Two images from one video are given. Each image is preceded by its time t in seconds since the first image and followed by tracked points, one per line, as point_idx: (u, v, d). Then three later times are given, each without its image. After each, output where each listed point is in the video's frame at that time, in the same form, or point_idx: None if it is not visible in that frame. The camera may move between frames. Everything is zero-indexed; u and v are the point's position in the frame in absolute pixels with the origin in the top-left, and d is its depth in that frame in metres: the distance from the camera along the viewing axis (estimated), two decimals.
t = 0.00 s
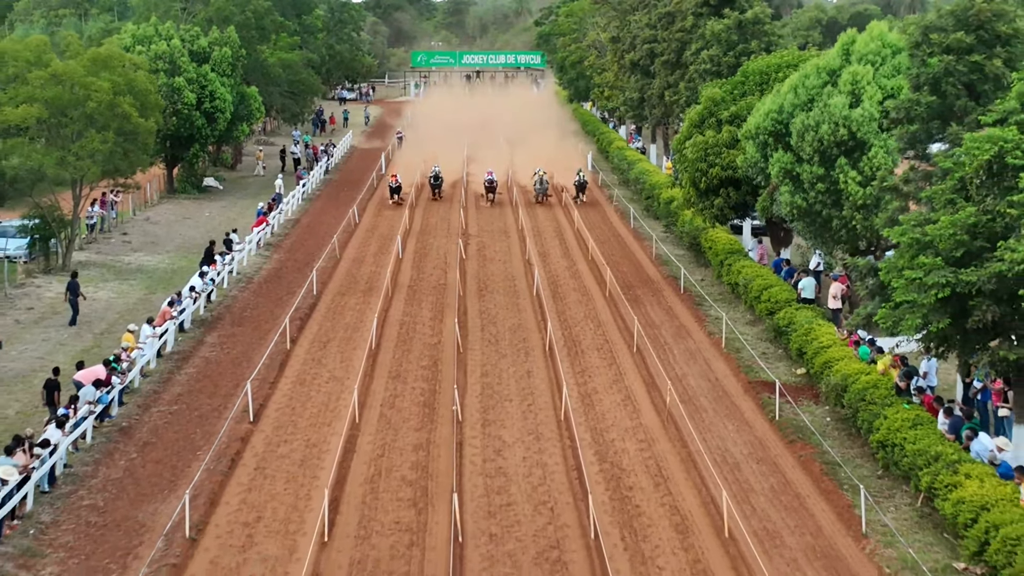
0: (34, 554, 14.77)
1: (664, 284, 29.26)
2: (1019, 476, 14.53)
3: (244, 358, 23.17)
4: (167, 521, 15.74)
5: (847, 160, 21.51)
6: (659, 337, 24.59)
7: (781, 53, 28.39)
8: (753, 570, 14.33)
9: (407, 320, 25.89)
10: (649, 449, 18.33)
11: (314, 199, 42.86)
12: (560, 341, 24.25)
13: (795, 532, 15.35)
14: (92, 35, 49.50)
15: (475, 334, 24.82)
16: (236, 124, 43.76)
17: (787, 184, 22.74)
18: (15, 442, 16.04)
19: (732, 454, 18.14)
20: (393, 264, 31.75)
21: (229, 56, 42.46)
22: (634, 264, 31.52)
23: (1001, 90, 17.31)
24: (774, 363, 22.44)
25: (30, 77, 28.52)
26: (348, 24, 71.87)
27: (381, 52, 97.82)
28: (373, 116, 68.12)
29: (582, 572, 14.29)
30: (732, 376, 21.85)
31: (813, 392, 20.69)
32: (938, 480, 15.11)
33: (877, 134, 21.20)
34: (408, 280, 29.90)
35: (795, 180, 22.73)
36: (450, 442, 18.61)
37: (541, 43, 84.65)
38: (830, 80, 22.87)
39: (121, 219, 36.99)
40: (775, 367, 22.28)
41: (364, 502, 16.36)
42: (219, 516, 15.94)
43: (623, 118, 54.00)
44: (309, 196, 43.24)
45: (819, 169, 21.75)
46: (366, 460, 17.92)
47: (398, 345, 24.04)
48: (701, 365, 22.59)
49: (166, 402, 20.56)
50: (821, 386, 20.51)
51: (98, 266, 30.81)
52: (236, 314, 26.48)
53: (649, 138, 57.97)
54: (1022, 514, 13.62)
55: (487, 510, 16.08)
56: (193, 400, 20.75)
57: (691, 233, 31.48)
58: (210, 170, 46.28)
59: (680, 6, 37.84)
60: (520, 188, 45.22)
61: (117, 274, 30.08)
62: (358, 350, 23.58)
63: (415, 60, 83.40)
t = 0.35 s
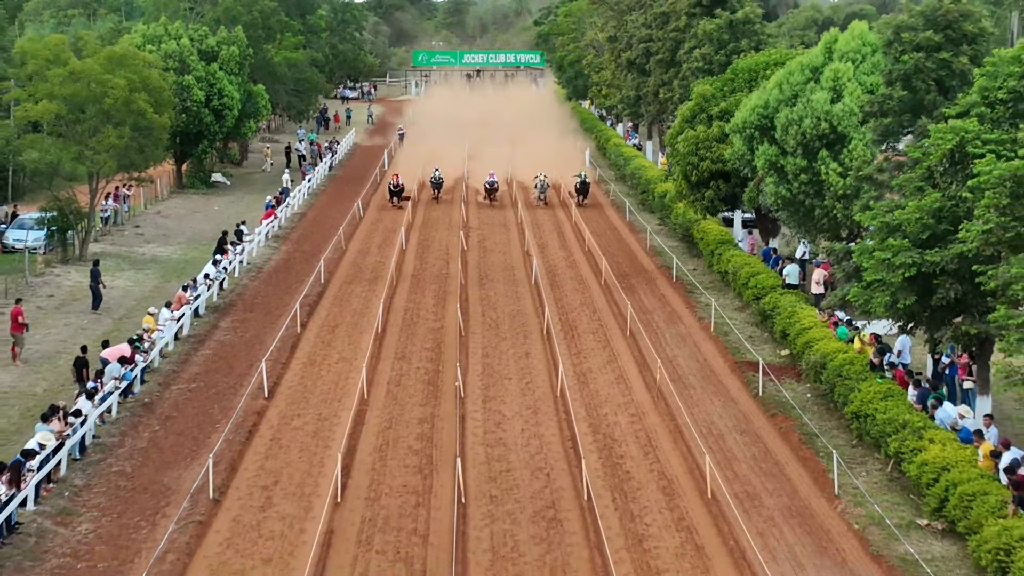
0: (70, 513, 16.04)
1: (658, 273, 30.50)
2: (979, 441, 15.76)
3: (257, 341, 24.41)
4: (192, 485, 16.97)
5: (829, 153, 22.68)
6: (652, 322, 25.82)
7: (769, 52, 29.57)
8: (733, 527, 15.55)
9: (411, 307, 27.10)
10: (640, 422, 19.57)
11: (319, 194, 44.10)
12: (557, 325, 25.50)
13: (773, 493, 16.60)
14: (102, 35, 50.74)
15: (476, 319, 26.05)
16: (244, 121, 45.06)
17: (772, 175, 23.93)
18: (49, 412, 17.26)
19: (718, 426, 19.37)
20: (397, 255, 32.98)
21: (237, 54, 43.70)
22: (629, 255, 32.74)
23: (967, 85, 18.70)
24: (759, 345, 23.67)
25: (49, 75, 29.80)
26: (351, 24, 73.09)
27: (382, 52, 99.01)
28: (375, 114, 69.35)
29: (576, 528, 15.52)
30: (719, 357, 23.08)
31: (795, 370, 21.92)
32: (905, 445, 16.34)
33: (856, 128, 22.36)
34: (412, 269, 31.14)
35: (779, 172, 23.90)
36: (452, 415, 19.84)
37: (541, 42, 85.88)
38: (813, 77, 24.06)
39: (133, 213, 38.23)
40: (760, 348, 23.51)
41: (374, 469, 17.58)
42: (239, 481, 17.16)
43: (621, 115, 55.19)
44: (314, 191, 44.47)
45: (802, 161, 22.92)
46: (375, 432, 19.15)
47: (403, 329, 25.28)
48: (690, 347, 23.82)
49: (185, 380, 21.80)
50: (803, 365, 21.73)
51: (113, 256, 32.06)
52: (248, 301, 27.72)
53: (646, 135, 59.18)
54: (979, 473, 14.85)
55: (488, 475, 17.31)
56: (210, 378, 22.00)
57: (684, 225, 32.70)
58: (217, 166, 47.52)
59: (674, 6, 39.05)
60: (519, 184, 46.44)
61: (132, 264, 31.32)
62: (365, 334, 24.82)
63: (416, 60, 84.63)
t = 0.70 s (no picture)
0: (98, 482, 17.16)
1: (652, 265, 31.64)
2: (946, 414, 16.88)
3: (268, 328, 25.54)
4: (212, 457, 18.10)
5: (814, 148, 23.74)
6: (645, 310, 26.95)
7: (760, 51, 30.63)
8: (717, 494, 16.67)
9: (415, 297, 28.23)
10: (632, 401, 20.72)
11: (323, 190, 45.22)
12: (555, 313, 26.63)
13: (756, 465, 17.73)
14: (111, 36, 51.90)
15: (478, 307, 27.19)
16: (251, 119, 46.32)
17: (760, 170, 25.00)
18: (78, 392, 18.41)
19: (706, 405, 20.50)
20: (400, 249, 34.12)
21: (244, 54, 44.82)
22: (624, 248, 33.87)
23: (939, 82, 19.98)
24: (747, 331, 24.82)
25: (65, 73, 31.01)
26: (353, 25, 74.25)
27: (383, 52, 100.18)
28: (377, 113, 70.47)
29: (571, 495, 16.64)
30: (709, 342, 24.21)
31: (780, 354, 23.05)
32: (879, 419, 17.47)
33: (840, 124, 23.40)
34: (415, 262, 32.27)
35: (767, 166, 24.97)
36: (455, 395, 20.96)
37: (540, 43, 87.06)
38: (799, 75, 25.13)
39: (144, 208, 39.36)
40: (748, 334, 24.65)
41: (381, 443, 18.70)
42: (255, 454, 18.27)
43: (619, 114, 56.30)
44: (318, 188, 45.61)
45: (788, 155, 23.97)
46: (382, 410, 20.27)
47: (408, 317, 26.39)
48: (682, 334, 24.94)
49: (201, 363, 22.92)
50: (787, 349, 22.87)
51: (127, 249, 33.18)
52: (258, 291, 28.85)
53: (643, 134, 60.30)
54: (946, 443, 15.96)
55: (489, 449, 18.44)
56: (224, 362, 23.12)
57: (678, 219, 33.83)
58: (224, 163, 48.63)
59: (669, 7, 40.20)
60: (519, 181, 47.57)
61: (145, 257, 32.47)
62: (371, 321, 25.95)
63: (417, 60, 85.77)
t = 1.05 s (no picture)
0: (123, 455, 18.28)
1: (647, 258, 32.76)
2: (918, 391, 18.00)
3: (278, 316, 26.66)
4: (228, 433, 19.24)
5: (800, 143, 24.80)
6: (639, 300, 28.08)
7: (750, 51, 31.76)
8: (703, 465, 17.81)
9: (418, 287, 29.37)
10: (625, 383, 21.85)
11: (328, 187, 46.35)
12: (553, 302, 27.75)
13: (741, 440, 18.87)
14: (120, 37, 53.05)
15: (479, 297, 28.33)
16: (257, 118, 47.54)
17: (748, 165, 26.07)
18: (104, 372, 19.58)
19: (695, 386, 21.64)
20: (403, 243, 35.23)
21: (250, 55, 45.99)
22: (621, 242, 34.99)
23: (916, 81, 21.09)
24: (736, 318, 25.94)
25: (80, 73, 32.22)
26: (355, 26, 75.42)
27: (384, 53, 101.40)
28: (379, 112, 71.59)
29: (566, 466, 17.78)
30: (700, 329, 25.33)
31: (767, 340, 24.18)
32: (856, 397, 18.61)
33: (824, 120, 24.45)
34: (418, 255, 33.40)
35: (755, 161, 26.04)
36: (457, 377, 22.10)
37: (540, 44, 88.25)
38: (786, 74, 26.23)
39: (154, 204, 40.50)
40: (736, 321, 25.78)
41: (388, 420, 19.85)
42: (269, 430, 19.40)
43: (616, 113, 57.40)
44: (323, 184, 46.73)
45: (775, 150, 25.01)
46: (388, 390, 21.40)
47: (411, 306, 27.53)
48: (674, 321, 26.06)
49: (214, 348, 24.05)
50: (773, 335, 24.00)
51: (139, 243, 34.31)
52: (267, 282, 29.98)
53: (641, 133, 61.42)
54: (916, 417, 17.05)
55: (490, 425, 19.57)
56: (237, 347, 24.26)
57: (672, 213, 34.98)
58: (230, 161, 49.77)
59: (665, 9, 41.35)
60: (518, 178, 48.67)
61: (157, 250, 33.60)
62: (376, 310, 27.09)
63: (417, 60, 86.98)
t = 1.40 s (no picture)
0: (148, 428, 19.55)
1: (641, 250, 34.02)
2: (890, 368, 19.24)
3: (288, 304, 27.93)
4: (244, 408, 20.50)
5: (785, 138, 26.06)
6: (633, 288, 29.35)
7: (740, 50, 33.02)
8: (689, 437, 19.08)
9: (421, 277, 30.63)
10: (618, 364, 23.11)
11: (332, 184, 47.59)
12: (550, 291, 29.02)
13: (725, 414, 20.14)
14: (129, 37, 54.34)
15: (479, 286, 29.60)
16: (264, 117, 48.86)
17: (737, 158, 27.31)
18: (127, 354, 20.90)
19: (684, 366, 22.89)
20: (406, 236, 36.51)
21: (257, 55, 47.29)
22: (616, 235, 36.26)
23: (892, 78, 22.37)
24: (724, 305, 27.18)
25: (96, 72, 33.55)
26: (358, 26, 76.69)
27: (386, 53, 102.71)
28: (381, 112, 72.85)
29: (561, 437, 19.03)
30: (690, 315, 26.59)
31: (754, 325, 25.44)
32: (833, 373, 19.88)
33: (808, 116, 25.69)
34: (421, 247, 34.68)
35: (743, 155, 27.27)
36: (459, 358, 23.36)
37: (540, 44, 89.62)
38: (773, 72, 27.47)
39: (165, 199, 41.78)
40: (725, 307, 27.04)
41: (394, 397, 21.12)
42: (283, 406, 20.68)
43: (613, 112, 58.67)
44: (328, 181, 47.98)
45: (761, 144, 26.25)
46: (393, 370, 22.65)
47: (415, 295, 28.77)
48: (665, 308, 27.32)
49: (228, 333, 25.32)
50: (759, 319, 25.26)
51: (152, 236, 35.58)
52: (277, 272, 31.27)
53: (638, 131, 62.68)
54: (887, 391, 18.33)
55: (490, 402, 20.84)
56: (250, 332, 25.51)
57: (666, 207, 36.24)
58: (237, 158, 51.04)
59: (660, 10, 42.66)
60: (518, 175, 49.94)
61: (169, 242, 34.88)
62: (382, 298, 28.36)
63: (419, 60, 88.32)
